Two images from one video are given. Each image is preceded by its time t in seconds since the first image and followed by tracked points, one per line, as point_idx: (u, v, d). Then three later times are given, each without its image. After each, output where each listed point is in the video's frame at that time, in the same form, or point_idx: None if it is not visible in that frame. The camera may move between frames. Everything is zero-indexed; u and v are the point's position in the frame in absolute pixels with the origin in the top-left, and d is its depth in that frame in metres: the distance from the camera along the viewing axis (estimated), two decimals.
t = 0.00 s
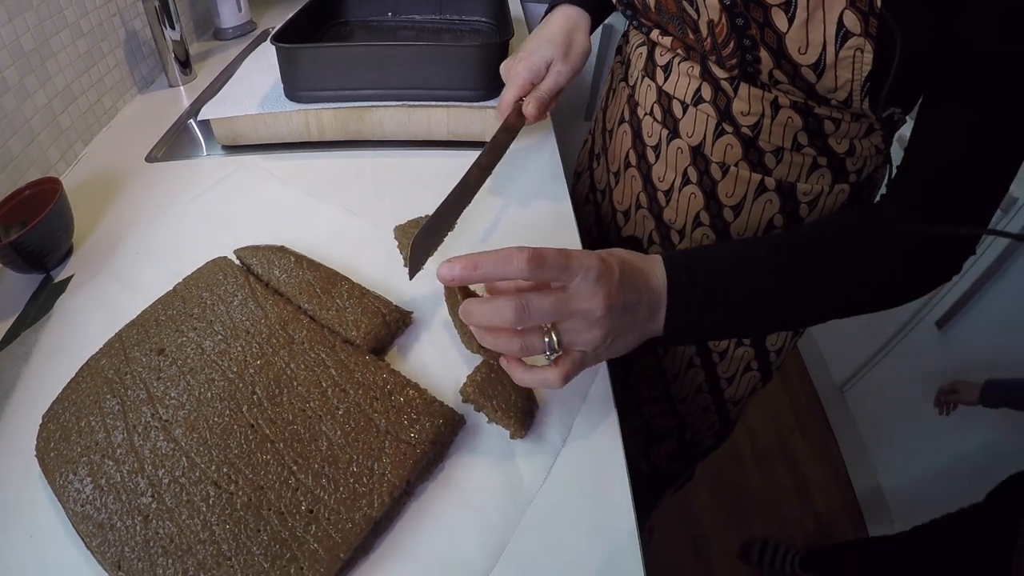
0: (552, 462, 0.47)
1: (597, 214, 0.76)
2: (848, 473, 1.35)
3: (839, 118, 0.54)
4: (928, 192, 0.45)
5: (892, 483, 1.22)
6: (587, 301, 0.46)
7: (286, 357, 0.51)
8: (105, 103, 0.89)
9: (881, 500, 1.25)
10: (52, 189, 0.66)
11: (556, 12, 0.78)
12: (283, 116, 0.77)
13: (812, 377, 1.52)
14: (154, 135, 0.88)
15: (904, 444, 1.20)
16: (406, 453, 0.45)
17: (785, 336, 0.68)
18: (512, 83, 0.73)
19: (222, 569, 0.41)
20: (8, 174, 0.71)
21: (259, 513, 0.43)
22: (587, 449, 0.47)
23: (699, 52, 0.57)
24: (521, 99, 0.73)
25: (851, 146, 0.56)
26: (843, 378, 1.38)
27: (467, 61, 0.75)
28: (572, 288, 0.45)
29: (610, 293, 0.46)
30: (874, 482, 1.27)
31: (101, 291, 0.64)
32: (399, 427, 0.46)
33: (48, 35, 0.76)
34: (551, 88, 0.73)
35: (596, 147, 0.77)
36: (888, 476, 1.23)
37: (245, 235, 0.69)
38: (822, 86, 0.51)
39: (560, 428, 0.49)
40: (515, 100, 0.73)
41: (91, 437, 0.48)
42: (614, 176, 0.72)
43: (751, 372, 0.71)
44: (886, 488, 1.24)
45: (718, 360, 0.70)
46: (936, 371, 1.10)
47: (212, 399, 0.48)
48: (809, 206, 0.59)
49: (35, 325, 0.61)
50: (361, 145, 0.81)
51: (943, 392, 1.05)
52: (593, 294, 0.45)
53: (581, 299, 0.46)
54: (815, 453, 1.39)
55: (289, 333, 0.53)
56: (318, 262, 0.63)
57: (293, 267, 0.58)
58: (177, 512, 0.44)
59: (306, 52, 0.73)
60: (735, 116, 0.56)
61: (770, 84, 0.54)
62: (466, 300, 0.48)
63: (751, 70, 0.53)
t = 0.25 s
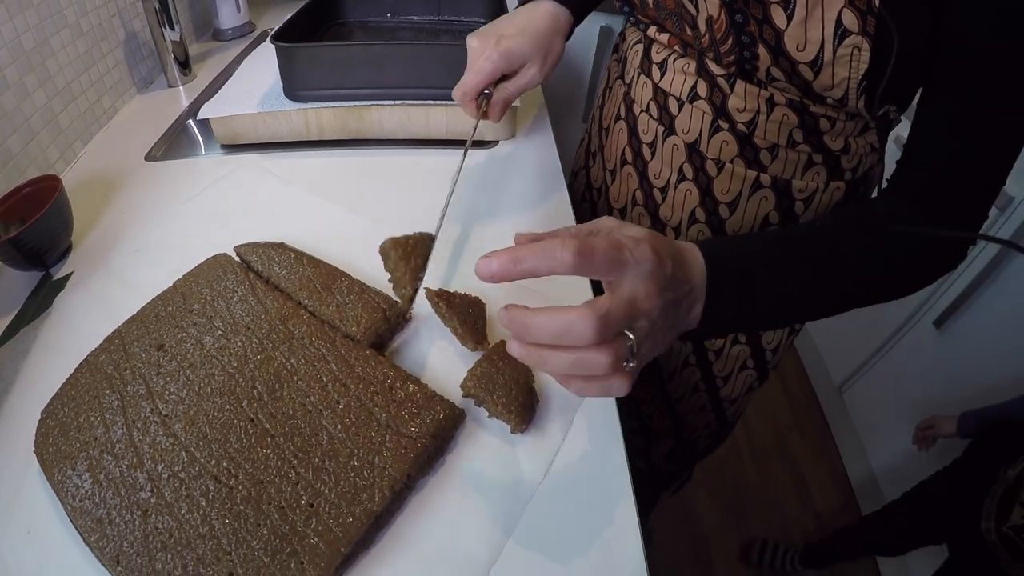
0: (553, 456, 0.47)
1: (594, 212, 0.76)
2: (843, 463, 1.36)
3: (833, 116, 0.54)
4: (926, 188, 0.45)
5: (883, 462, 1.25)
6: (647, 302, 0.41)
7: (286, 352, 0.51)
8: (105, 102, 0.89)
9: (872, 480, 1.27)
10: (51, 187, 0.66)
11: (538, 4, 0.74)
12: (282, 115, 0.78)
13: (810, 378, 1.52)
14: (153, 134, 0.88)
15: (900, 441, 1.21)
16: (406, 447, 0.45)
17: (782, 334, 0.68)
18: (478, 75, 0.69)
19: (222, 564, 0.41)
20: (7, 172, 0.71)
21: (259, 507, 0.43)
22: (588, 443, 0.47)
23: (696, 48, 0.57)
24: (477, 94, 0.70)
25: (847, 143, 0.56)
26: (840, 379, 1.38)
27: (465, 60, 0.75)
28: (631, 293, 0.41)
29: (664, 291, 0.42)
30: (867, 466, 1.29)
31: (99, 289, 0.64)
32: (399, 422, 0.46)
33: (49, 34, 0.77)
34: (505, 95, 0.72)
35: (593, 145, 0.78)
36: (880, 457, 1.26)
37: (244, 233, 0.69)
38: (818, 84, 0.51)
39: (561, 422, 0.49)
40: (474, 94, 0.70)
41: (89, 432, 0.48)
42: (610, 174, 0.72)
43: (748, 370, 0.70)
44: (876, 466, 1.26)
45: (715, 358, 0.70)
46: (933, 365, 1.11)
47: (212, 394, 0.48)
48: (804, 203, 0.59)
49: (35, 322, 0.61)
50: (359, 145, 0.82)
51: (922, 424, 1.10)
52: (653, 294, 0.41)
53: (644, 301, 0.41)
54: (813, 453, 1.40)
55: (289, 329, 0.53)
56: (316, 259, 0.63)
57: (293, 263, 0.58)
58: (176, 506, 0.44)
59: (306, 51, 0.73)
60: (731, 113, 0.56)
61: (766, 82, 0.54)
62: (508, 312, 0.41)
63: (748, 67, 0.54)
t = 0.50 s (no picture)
0: (545, 455, 0.47)
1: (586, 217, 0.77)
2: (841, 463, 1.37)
3: (823, 117, 0.55)
4: (913, 184, 0.46)
5: (882, 463, 1.25)
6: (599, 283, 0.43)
7: (279, 355, 0.51)
8: (99, 112, 0.90)
9: (871, 481, 1.27)
10: (48, 197, 0.67)
11: (511, 10, 0.73)
12: (275, 122, 0.78)
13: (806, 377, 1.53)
14: (148, 144, 0.89)
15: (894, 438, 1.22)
16: (398, 446, 0.45)
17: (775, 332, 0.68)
18: (447, 83, 0.67)
19: (217, 564, 0.42)
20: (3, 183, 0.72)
21: (253, 508, 0.44)
22: (580, 441, 0.48)
23: (686, 54, 0.58)
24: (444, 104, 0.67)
25: (836, 143, 0.57)
26: (836, 378, 1.39)
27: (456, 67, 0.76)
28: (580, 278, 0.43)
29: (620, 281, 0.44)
30: (866, 468, 1.29)
31: (95, 296, 0.65)
32: (392, 422, 0.47)
33: (44, 45, 0.78)
34: (473, 108, 0.70)
35: (582, 150, 0.78)
36: (878, 458, 1.26)
37: (239, 239, 0.70)
38: (810, 88, 0.52)
39: (553, 421, 0.49)
40: (440, 103, 0.67)
41: (86, 437, 0.49)
42: (601, 179, 0.73)
43: (742, 368, 0.71)
44: (875, 466, 1.26)
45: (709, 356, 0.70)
46: (927, 363, 1.12)
47: (207, 397, 0.49)
48: (795, 202, 0.60)
49: (31, 330, 0.62)
50: (352, 151, 0.82)
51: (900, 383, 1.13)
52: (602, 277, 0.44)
53: (591, 282, 0.43)
54: (811, 452, 1.40)
55: (283, 332, 0.53)
56: (310, 263, 0.63)
57: (287, 268, 0.59)
58: (172, 508, 0.44)
59: (298, 60, 0.74)
60: (721, 117, 0.57)
61: (756, 85, 0.55)
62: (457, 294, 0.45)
63: (740, 72, 0.54)
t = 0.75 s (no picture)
0: (532, 456, 0.47)
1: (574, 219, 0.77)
2: (836, 461, 1.38)
3: (807, 116, 0.55)
4: (897, 180, 0.46)
5: (880, 468, 1.24)
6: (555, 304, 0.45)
7: (266, 357, 0.52)
8: (89, 118, 0.90)
9: (870, 487, 1.27)
10: (37, 203, 0.67)
11: (496, 12, 0.74)
12: (264, 127, 0.79)
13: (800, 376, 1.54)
14: (138, 150, 0.89)
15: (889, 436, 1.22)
16: (386, 448, 0.46)
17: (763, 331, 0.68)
18: (436, 86, 0.67)
19: (204, 567, 0.42)
20: None
21: (240, 511, 0.44)
22: (567, 442, 0.48)
23: (669, 54, 0.58)
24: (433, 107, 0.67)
25: (821, 142, 0.58)
26: (830, 377, 1.40)
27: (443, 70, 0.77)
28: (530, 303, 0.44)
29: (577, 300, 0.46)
30: (865, 474, 1.29)
31: (84, 302, 0.65)
32: (378, 424, 0.47)
33: (34, 52, 0.78)
34: (461, 111, 0.70)
35: (569, 152, 0.79)
36: (876, 463, 1.26)
37: (227, 244, 0.70)
38: (794, 86, 0.52)
39: (540, 421, 0.49)
40: (430, 105, 0.67)
41: (74, 441, 0.49)
42: (587, 180, 0.73)
43: (733, 369, 0.70)
44: (874, 472, 1.26)
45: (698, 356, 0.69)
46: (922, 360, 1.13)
47: (194, 400, 0.49)
48: (780, 202, 0.60)
49: (20, 336, 0.62)
50: (341, 155, 0.83)
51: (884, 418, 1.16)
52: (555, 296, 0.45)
53: (546, 302, 0.45)
54: (806, 451, 1.41)
55: (270, 335, 0.54)
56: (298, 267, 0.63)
57: (275, 272, 0.59)
58: (159, 511, 0.44)
59: (286, 64, 0.74)
60: (705, 117, 0.57)
61: (740, 85, 0.55)
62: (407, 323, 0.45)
63: (723, 71, 0.55)
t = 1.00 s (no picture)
0: (532, 453, 0.47)
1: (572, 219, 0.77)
2: (835, 460, 1.38)
3: (804, 114, 0.55)
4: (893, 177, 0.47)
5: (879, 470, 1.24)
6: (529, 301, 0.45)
7: (266, 356, 0.51)
8: (87, 119, 0.90)
9: (869, 489, 1.26)
10: (36, 202, 0.67)
11: (494, 9, 0.74)
12: (262, 128, 0.79)
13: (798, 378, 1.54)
14: (136, 150, 0.89)
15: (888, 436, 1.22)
16: (385, 445, 0.46)
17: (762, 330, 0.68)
18: (434, 80, 0.67)
19: (204, 566, 0.41)
20: None
21: (239, 509, 0.44)
22: (567, 439, 0.48)
23: (664, 53, 0.59)
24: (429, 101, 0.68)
25: (818, 141, 0.58)
26: (829, 378, 1.40)
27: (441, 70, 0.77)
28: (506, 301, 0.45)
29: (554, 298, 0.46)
30: (864, 474, 1.28)
31: (81, 302, 0.64)
32: (377, 422, 0.47)
33: (32, 52, 0.78)
34: (457, 107, 0.71)
35: (567, 152, 0.79)
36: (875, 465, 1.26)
37: (225, 244, 0.69)
38: (790, 84, 0.53)
39: (540, 419, 0.49)
40: (427, 99, 0.67)
41: (72, 440, 0.49)
42: (585, 180, 0.73)
43: (731, 368, 0.70)
44: (873, 474, 1.26)
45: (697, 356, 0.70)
46: (921, 359, 1.13)
47: (193, 398, 0.49)
48: (778, 200, 0.60)
49: (17, 336, 0.61)
50: (339, 156, 0.83)
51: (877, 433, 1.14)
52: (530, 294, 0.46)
53: (522, 302, 0.45)
54: (805, 452, 1.41)
55: (270, 334, 0.54)
56: (297, 266, 0.63)
57: (274, 271, 0.59)
58: (158, 510, 0.44)
59: (284, 64, 0.74)
60: (701, 116, 0.57)
61: (736, 83, 0.55)
62: (379, 326, 0.44)
63: (718, 69, 0.55)
